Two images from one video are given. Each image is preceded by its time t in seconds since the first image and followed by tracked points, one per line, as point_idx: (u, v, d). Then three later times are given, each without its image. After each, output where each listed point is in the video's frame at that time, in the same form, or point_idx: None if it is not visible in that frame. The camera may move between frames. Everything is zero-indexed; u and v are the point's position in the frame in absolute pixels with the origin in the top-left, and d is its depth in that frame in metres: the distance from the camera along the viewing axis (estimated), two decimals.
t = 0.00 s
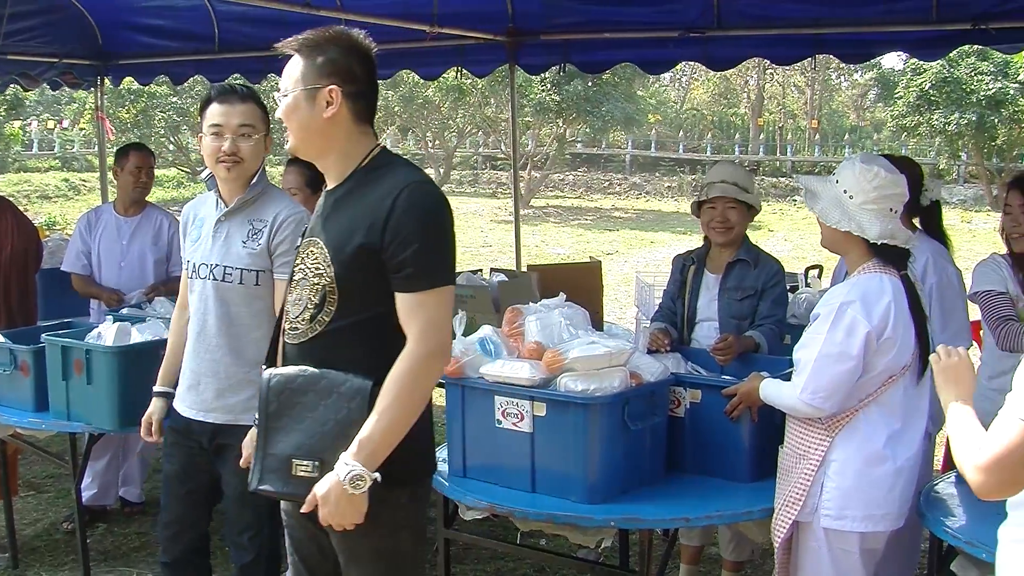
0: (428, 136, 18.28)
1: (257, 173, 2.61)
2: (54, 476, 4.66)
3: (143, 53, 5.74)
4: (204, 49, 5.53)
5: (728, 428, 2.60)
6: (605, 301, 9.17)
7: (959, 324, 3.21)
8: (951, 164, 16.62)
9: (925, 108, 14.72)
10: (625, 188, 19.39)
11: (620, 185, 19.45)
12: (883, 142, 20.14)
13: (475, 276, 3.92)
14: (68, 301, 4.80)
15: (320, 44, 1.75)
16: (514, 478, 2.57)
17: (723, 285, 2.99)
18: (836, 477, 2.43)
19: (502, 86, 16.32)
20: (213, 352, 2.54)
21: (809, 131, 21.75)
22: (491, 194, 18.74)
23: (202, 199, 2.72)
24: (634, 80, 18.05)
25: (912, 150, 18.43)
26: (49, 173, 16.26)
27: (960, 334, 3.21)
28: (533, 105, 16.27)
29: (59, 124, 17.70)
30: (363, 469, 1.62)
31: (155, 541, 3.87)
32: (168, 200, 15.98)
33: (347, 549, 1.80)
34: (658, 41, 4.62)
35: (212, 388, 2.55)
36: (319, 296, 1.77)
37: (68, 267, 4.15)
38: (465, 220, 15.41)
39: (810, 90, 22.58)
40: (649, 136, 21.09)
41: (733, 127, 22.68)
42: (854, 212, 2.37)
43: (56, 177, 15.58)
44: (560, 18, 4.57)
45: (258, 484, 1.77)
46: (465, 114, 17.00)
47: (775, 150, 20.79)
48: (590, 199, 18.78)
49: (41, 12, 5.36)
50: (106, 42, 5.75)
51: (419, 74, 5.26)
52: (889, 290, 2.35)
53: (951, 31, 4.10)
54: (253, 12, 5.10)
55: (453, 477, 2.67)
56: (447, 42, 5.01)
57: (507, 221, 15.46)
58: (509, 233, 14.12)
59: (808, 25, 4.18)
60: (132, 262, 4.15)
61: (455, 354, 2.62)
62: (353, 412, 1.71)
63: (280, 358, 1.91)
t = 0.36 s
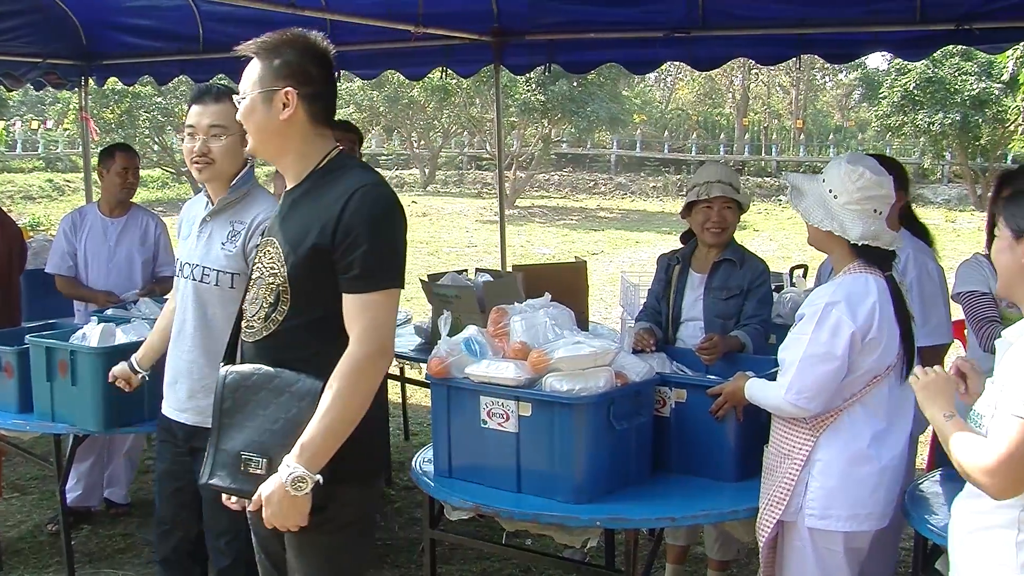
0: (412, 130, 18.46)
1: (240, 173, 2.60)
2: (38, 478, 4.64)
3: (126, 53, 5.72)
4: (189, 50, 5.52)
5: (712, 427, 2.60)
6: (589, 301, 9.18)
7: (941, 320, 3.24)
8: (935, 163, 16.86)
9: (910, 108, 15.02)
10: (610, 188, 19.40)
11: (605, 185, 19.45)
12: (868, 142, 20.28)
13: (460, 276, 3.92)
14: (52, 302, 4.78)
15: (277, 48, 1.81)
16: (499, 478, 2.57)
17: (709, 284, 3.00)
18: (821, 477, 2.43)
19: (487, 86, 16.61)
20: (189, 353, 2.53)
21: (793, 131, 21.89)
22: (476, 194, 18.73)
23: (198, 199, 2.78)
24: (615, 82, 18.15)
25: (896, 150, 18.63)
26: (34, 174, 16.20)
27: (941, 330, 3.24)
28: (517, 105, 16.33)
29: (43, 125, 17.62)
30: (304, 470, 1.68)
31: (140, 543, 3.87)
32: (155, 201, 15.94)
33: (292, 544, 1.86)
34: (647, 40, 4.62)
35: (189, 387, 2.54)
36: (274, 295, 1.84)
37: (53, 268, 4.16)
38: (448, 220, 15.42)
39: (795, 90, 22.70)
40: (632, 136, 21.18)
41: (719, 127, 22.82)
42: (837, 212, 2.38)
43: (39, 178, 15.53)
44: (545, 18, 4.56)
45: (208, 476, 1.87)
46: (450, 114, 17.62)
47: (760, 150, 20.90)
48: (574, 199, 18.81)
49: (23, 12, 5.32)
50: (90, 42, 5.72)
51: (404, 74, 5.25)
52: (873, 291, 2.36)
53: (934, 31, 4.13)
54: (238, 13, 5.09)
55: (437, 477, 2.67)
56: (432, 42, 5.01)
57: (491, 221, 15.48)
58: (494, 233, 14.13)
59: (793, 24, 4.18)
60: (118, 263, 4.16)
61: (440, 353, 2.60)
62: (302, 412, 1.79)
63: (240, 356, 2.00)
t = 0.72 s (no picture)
0: (399, 130, 18.50)
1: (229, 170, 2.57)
2: (24, 479, 4.62)
3: (112, 53, 5.69)
4: (175, 50, 5.50)
5: (699, 426, 2.60)
6: (575, 301, 9.17)
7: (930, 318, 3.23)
8: (919, 162, 17.05)
9: (896, 108, 15.22)
10: (597, 187, 19.44)
11: (591, 185, 19.54)
12: (852, 142, 20.39)
13: (446, 276, 3.91)
14: (37, 302, 4.76)
15: (239, 52, 1.83)
16: (486, 478, 2.56)
17: (695, 284, 3.00)
18: (807, 476, 2.44)
19: (473, 86, 16.60)
20: (172, 353, 2.54)
21: (779, 131, 21.99)
22: (462, 193, 18.72)
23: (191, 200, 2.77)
24: (602, 81, 18.17)
25: (882, 150, 18.74)
26: (20, 175, 16.14)
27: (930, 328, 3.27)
28: (504, 105, 16.40)
29: (28, 124, 17.56)
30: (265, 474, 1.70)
31: (126, 544, 3.86)
32: (144, 201, 15.90)
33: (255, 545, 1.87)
34: (633, 40, 4.62)
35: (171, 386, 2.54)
36: (243, 295, 1.84)
37: (36, 268, 4.13)
38: (434, 220, 15.44)
39: (781, 90, 22.79)
40: (619, 136, 21.22)
41: (705, 127, 22.78)
42: (823, 212, 2.38)
43: (24, 178, 15.49)
44: (531, 18, 4.56)
45: (175, 475, 1.89)
46: (435, 114, 17.75)
47: (746, 150, 20.99)
48: (560, 199, 18.86)
49: (9, 12, 5.29)
50: (75, 42, 5.69)
51: (391, 74, 5.25)
52: (858, 291, 2.36)
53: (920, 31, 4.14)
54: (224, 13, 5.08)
55: (424, 478, 2.67)
56: (418, 42, 5.00)
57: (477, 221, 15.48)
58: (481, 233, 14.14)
59: (778, 24, 4.19)
60: (103, 264, 4.15)
61: (426, 353, 2.59)
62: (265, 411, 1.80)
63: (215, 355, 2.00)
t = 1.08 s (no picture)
0: (385, 130, 18.54)
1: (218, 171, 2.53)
2: (8, 481, 4.61)
3: (96, 54, 5.66)
4: (159, 50, 5.47)
5: (686, 425, 2.60)
6: (561, 301, 9.18)
7: (902, 316, 3.31)
8: (905, 162, 17.23)
9: (880, 108, 15.40)
10: (582, 187, 19.54)
11: (576, 185, 19.64)
12: (837, 142, 20.51)
13: (432, 276, 3.91)
14: (22, 304, 4.74)
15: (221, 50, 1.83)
16: (471, 478, 2.57)
17: (681, 284, 3.00)
18: (791, 474, 2.44)
19: (459, 87, 16.65)
20: (162, 349, 2.48)
21: (763, 130, 22.15)
22: (448, 193, 18.77)
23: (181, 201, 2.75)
24: (589, 81, 18.20)
25: (867, 149, 18.91)
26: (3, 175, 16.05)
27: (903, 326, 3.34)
28: (489, 105, 16.45)
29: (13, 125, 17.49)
30: (213, 480, 1.73)
31: (111, 546, 3.86)
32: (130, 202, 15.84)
33: (232, 547, 1.89)
34: (620, 40, 4.62)
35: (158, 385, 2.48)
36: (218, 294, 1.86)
37: (18, 268, 4.12)
38: (420, 220, 15.46)
39: (766, 90, 22.92)
40: (604, 136, 21.29)
41: (690, 127, 22.83)
42: (801, 211, 2.39)
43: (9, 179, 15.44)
44: (515, 19, 4.57)
45: (150, 473, 1.93)
46: (421, 114, 17.79)
47: (731, 150, 21.12)
48: (545, 199, 18.94)
49: None
50: (59, 42, 5.65)
51: (376, 74, 5.24)
52: (839, 283, 2.37)
53: (903, 31, 4.17)
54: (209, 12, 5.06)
55: (410, 478, 2.67)
56: (404, 42, 5.00)
57: (464, 221, 15.50)
58: (467, 233, 14.16)
59: (764, 25, 4.20)
60: (85, 265, 4.14)
61: (412, 353, 2.59)
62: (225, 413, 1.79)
63: (198, 356, 2.00)
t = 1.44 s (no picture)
0: (372, 130, 18.53)
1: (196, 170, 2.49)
2: None
3: (82, 54, 5.63)
4: (144, 50, 5.45)
5: (672, 425, 2.60)
6: (547, 301, 9.17)
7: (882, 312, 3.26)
8: (891, 162, 17.37)
9: (866, 108, 15.52)
10: (568, 187, 19.63)
11: (562, 186, 19.71)
12: (824, 142, 20.58)
13: (417, 276, 3.92)
14: (7, 305, 4.72)
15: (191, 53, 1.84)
16: (458, 479, 2.56)
17: (667, 283, 3.00)
18: (780, 472, 2.43)
19: (444, 86, 16.57)
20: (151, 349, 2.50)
21: (749, 130, 22.27)
22: (434, 194, 18.81)
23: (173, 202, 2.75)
24: (575, 82, 18.20)
25: (853, 149, 19.04)
26: None
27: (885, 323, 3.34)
28: (475, 105, 16.44)
29: None
30: (187, 496, 1.77)
31: (96, 548, 3.86)
32: (115, 201, 15.78)
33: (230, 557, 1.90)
34: (606, 40, 4.63)
35: (155, 379, 2.47)
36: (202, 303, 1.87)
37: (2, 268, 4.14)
38: (406, 220, 15.47)
39: (752, 91, 23.01)
40: (591, 136, 21.34)
41: (675, 127, 22.73)
42: (783, 209, 2.39)
43: None
44: (500, 19, 4.56)
45: (154, 485, 1.95)
46: (406, 114, 17.79)
47: (717, 151, 21.22)
48: (531, 199, 19.00)
49: None
50: (44, 42, 5.62)
51: (362, 74, 5.24)
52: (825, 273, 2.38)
53: (889, 31, 4.18)
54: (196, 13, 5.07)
55: (396, 478, 2.67)
56: (389, 42, 5.00)
57: (451, 221, 15.49)
58: (453, 233, 14.16)
59: (750, 25, 4.20)
60: (68, 266, 4.11)
61: (398, 353, 2.58)
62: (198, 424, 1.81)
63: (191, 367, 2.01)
